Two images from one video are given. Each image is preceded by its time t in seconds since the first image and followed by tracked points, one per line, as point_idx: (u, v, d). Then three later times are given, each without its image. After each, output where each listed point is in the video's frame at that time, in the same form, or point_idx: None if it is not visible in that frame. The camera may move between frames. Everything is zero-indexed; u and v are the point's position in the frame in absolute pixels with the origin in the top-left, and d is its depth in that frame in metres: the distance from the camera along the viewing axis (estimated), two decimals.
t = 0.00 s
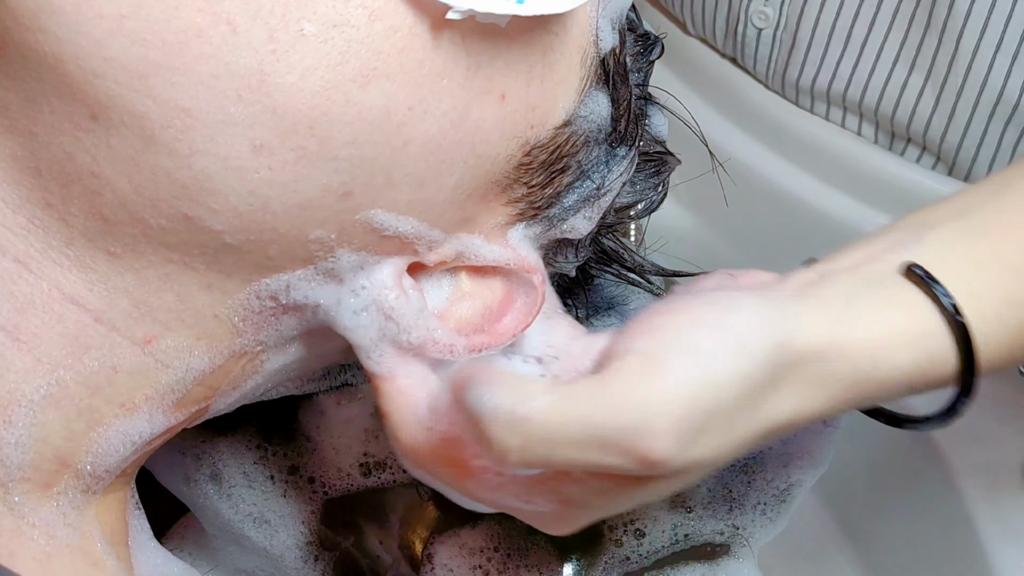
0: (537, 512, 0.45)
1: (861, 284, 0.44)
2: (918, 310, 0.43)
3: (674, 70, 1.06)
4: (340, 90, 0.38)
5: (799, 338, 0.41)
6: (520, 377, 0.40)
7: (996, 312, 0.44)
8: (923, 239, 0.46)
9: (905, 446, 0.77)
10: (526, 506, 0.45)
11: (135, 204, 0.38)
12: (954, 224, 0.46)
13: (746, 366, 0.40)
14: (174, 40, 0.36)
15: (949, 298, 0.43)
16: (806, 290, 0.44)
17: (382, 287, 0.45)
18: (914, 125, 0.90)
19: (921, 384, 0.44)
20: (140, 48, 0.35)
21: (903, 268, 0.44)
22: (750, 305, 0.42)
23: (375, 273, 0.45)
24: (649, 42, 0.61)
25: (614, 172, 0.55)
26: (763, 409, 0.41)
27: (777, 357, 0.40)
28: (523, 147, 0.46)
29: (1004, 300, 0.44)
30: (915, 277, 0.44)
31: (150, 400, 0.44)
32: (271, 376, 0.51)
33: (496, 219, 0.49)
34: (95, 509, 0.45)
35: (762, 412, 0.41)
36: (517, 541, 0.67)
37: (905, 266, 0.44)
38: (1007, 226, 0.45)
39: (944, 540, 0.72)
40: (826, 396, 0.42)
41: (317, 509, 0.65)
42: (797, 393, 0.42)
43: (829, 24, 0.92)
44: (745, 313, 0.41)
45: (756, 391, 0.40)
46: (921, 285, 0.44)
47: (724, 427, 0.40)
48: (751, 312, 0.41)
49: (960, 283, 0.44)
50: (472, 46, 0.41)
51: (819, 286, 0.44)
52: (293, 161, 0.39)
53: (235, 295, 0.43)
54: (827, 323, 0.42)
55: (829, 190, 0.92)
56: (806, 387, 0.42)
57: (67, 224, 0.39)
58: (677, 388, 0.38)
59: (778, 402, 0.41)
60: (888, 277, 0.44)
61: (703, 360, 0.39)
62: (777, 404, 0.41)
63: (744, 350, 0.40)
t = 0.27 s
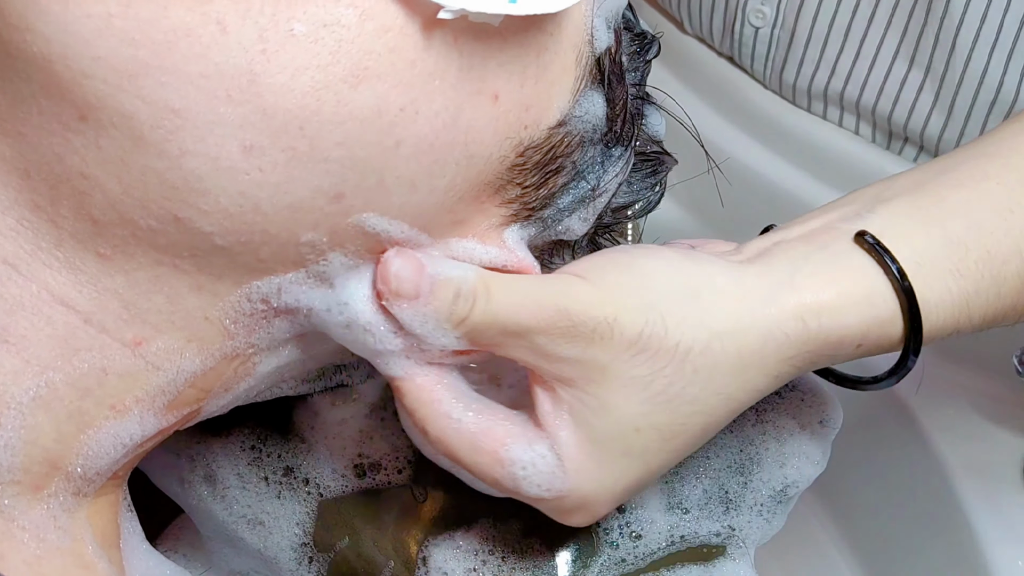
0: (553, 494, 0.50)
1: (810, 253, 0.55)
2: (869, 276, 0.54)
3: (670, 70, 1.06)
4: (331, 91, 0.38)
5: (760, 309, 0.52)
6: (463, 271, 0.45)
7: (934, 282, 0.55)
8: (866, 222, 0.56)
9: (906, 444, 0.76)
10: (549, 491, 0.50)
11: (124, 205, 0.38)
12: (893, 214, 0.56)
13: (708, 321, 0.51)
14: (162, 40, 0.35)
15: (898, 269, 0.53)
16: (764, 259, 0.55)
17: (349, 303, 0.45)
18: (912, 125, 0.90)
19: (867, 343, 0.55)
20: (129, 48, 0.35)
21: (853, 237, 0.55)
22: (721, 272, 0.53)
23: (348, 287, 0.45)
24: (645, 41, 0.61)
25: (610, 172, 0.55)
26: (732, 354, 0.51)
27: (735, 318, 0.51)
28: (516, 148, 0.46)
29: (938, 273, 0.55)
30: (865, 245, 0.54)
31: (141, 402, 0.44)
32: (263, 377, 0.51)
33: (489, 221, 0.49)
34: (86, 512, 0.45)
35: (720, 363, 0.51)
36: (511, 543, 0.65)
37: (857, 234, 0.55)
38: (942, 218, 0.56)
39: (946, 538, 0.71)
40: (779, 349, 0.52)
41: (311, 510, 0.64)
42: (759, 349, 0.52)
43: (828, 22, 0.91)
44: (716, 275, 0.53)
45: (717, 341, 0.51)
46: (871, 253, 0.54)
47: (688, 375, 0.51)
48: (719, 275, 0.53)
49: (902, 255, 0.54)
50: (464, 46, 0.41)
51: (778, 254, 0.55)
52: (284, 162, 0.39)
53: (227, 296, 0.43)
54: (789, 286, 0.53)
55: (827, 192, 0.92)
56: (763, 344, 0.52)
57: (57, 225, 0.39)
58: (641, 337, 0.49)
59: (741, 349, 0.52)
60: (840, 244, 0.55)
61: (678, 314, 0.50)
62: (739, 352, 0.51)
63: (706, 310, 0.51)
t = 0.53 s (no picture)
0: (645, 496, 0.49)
1: (877, 253, 0.54)
2: (937, 276, 0.54)
3: (671, 68, 1.05)
4: (332, 91, 0.38)
5: (832, 308, 0.51)
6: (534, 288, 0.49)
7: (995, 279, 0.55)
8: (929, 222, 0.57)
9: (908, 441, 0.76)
10: (639, 492, 0.48)
11: (124, 205, 0.38)
12: (951, 216, 0.57)
13: (783, 318, 0.50)
14: (161, 40, 0.35)
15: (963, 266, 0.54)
16: (835, 257, 0.55)
17: (393, 290, 0.46)
18: (912, 123, 0.90)
19: (934, 341, 0.54)
20: (129, 48, 0.35)
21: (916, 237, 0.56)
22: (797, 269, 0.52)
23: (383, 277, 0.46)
24: (646, 39, 0.61)
25: (612, 170, 0.55)
26: (806, 351, 0.50)
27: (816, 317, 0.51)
28: (518, 150, 0.46)
29: (997, 272, 0.55)
30: (931, 244, 0.55)
31: (141, 400, 0.44)
32: (263, 375, 0.51)
33: (496, 226, 0.49)
34: (86, 510, 0.45)
35: (803, 358, 0.50)
36: (513, 542, 0.65)
37: (921, 235, 0.55)
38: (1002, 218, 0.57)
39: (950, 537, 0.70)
40: (854, 346, 0.52)
41: (310, 508, 0.65)
42: (837, 344, 0.51)
43: (827, 22, 0.91)
44: (790, 274, 0.52)
45: (798, 339, 0.50)
46: (936, 252, 0.54)
47: (767, 375, 0.49)
48: (788, 275, 0.52)
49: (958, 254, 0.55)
50: (465, 46, 0.41)
51: (848, 253, 0.55)
52: (285, 162, 0.39)
53: (227, 295, 0.43)
54: (861, 285, 0.52)
55: (829, 191, 0.92)
56: (841, 339, 0.51)
57: (57, 224, 0.39)
58: (717, 335, 0.49)
59: (815, 347, 0.51)
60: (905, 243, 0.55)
61: (752, 316, 0.50)
62: (817, 350, 0.51)
63: (786, 307, 0.50)
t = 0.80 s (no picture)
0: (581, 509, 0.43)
1: (913, 302, 0.49)
2: (971, 333, 0.48)
3: (671, 70, 1.05)
4: (331, 88, 0.38)
5: (873, 371, 0.45)
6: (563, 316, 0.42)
7: None
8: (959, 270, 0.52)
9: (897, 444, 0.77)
10: (567, 502, 0.43)
11: (124, 202, 0.38)
12: (988, 260, 0.52)
13: (828, 373, 0.43)
14: (163, 37, 0.35)
15: (1002, 321, 0.48)
16: (867, 305, 0.48)
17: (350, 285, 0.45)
18: (913, 125, 0.90)
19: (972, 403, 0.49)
20: (129, 45, 0.35)
21: (954, 286, 0.50)
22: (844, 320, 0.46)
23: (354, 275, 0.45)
24: (644, 39, 0.61)
25: (610, 169, 0.55)
26: (839, 416, 0.44)
27: (852, 370, 0.44)
28: (516, 147, 0.46)
29: None
30: (966, 295, 0.49)
31: (141, 399, 0.44)
32: (263, 374, 0.51)
33: (489, 220, 0.49)
34: (86, 509, 0.45)
35: (824, 424, 0.44)
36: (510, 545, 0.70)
37: (956, 284, 0.50)
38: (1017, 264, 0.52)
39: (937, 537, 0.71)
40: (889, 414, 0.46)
41: (311, 509, 0.66)
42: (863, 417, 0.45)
43: (824, 26, 0.91)
44: (838, 330, 0.44)
45: (838, 407, 0.44)
46: (974, 304, 0.49)
47: (790, 437, 0.43)
48: (824, 327, 0.44)
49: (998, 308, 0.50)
50: (464, 44, 0.41)
51: (880, 302, 0.48)
52: (283, 159, 0.39)
53: (226, 293, 0.43)
54: (903, 340, 0.46)
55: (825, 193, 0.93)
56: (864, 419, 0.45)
57: (56, 222, 0.39)
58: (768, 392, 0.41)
59: (848, 416, 0.45)
60: (942, 296, 0.49)
61: (797, 369, 0.42)
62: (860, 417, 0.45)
63: (833, 369, 0.43)
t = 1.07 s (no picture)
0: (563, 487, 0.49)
1: (805, 237, 0.55)
2: (863, 263, 0.54)
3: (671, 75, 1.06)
4: (333, 91, 0.38)
5: (747, 293, 0.52)
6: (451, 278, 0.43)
7: (926, 265, 0.55)
8: (862, 209, 0.57)
9: (899, 449, 0.76)
10: (555, 485, 0.48)
11: (127, 205, 0.38)
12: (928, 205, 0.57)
13: (702, 304, 0.51)
14: (166, 41, 0.36)
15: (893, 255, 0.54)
16: (756, 245, 0.55)
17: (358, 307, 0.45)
18: (912, 128, 0.89)
19: (862, 326, 0.55)
20: (132, 49, 0.35)
21: (848, 223, 0.56)
22: (714, 256, 0.53)
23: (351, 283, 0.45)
24: (644, 43, 0.61)
25: (610, 172, 0.55)
26: (737, 333, 0.52)
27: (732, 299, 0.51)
28: (517, 148, 0.46)
29: (932, 259, 0.56)
30: (861, 229, 0.55)
31: (144, 401, 0.44)
32: (266, 377, 0.51)
33: (492, 219, 0.49)
34: (89, 511, 0.45)
35: (717, 344, 0.51)
36: (512, 549, 0.67)
37: (850, 219, 0.56)
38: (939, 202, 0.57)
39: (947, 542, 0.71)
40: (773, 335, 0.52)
41: (311, 511, 0.65)
42: (758, 332, 0.52)
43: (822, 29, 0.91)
44: (712, 260, 0.53)
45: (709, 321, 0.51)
46: (865, 236, 0.55)
47: (692, 362, 0.50)
48: (717, 265, 0.53)
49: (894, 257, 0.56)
50: (464, 48, 0.41)
51: (772, 241, 0.55)
52: (285, 161, 0.39)
53: (229, 296, 0.43)
54: (795, 264, 0.54)
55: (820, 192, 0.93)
56: (761, 334, 0.52)
57: (60, 226, 0.39)
58: (631, 328, 0.48)
59: (729, 336, 0.51)
60: (835, 231, 0.56)
61: (664, 300, 0.50)
62: (732, 334, 0.51)
63: (699, 290, 0.51)
